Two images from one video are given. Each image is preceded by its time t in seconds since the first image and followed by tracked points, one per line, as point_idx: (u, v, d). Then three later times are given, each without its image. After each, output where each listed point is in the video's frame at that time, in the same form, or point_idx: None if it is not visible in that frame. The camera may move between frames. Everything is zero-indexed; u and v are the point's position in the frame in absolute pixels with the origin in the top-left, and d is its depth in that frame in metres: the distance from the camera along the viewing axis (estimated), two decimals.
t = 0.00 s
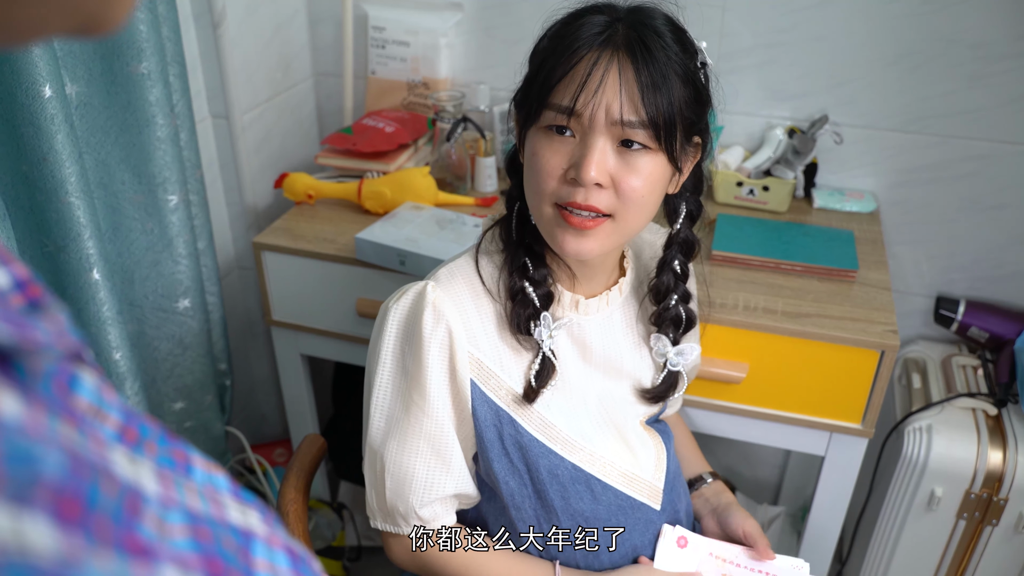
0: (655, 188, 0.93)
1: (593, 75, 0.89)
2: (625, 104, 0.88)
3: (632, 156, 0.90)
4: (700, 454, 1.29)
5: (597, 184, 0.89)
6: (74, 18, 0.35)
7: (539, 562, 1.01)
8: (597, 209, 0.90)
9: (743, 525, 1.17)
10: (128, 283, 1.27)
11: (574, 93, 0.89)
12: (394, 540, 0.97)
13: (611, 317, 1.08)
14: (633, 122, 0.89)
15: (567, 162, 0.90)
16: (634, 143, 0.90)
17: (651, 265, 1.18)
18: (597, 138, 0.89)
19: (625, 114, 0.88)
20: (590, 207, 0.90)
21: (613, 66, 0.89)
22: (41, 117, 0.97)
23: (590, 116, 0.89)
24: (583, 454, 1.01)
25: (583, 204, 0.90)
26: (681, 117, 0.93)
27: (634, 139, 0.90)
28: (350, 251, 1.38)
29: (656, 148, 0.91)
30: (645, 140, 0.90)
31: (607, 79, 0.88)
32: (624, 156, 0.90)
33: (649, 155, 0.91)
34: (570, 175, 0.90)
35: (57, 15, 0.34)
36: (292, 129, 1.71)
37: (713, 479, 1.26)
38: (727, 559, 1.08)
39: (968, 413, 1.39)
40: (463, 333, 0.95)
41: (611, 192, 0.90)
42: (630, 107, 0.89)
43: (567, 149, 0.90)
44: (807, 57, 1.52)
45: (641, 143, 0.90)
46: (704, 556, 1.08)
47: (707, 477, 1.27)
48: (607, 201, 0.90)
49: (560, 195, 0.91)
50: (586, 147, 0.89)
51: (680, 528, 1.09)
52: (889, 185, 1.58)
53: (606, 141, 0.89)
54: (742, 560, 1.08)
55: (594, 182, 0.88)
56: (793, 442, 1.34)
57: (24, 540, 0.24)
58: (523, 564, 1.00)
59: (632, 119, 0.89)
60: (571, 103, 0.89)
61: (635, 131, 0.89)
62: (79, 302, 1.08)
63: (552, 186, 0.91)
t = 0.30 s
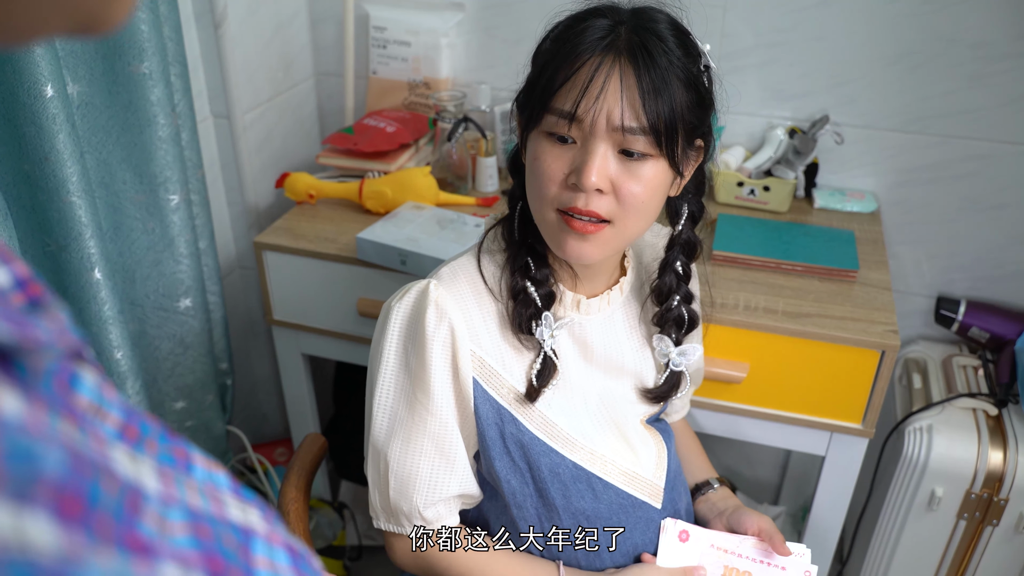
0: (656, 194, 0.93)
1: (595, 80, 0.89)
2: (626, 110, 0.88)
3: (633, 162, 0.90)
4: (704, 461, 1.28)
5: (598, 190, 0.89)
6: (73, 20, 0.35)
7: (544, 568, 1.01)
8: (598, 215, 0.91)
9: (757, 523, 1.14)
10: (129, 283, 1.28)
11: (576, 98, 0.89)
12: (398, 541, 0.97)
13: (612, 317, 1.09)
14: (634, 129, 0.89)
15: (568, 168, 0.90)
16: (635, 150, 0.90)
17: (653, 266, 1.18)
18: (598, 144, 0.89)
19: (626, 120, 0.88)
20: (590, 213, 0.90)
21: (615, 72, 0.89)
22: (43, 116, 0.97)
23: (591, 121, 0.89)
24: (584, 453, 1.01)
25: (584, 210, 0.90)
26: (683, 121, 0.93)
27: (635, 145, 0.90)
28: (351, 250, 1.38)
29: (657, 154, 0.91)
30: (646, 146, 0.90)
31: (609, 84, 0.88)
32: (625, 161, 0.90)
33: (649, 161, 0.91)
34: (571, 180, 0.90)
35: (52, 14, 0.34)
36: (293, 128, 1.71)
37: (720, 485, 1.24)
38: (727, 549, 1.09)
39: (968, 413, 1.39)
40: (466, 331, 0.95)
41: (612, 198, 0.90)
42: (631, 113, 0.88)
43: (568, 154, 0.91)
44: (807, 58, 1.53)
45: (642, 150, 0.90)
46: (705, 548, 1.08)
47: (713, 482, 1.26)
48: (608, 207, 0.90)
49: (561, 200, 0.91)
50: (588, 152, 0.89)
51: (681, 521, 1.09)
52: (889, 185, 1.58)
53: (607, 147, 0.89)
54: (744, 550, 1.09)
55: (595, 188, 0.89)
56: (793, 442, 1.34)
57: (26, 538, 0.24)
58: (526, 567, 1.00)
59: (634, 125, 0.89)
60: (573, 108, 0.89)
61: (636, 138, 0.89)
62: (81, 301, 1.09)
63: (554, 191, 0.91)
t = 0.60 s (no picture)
0: (657, 202, 0.94)
1: (596, 92, 0.88)
2: (627, 122, 0.88)
3: (635, 172, 0.90)
4: (705, 457, 1.28)
5: (601, 200, 0.89)
6: (79, 21, 0.35)
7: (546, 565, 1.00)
8: (599, 225, 0.91)
9: (759, 518, 1.14)
10: (132, 282, 1.28)
11: (577, 109, 0.89)
12: (403, 540, 0.98)
13: (615, 316, 1.09)
14: (634, 139, 0.89)
15: (570, 178, 0.90)
16: (635, 161, 0.90)
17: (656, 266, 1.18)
18: (600, 155, 0.89)
19: (627, 131, 0.88)
20: (592, 223, 0.91)
21: (615, 82, 0.88)
22: (47, 115, 0.98)
23: (592, 133, 0.88)
24: (586, 451, 1.01)
25: (586, 220, 0.91)
26: (684, 126, 0.93)
27: (636, 156, 0.90)
28: (354, 250, 1.38)
29: (658, 163, 0.91)
30: (647, 156, 0.90)
31: (609, 95, 0.88)
32: (626, 172, 0.90)
33: (651, 171, 0.91)
34: (574, 191, 0.90)
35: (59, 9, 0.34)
36: (296, 127, 1.71)
37: (719, 481, 1.25)
38: (727, 542, 1.10)
39: (970, 413, 1.39)
40: (471, 329, 0.95)
41: (613, 208, 0.91)
42: (631, 124, 0.88)
43: (570, 164, 0.90)
44: (809, 58, 1.53)
45: (643, 160, 0.90)
46: (706, 543, 1.08)
47: (713, 478, 1.26)
48: (609, 216, 0.91)
49: (564, 211, 0.92)
50: (589, 163, 0.89)
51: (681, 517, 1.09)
52: (891, 185, 1.58)
53: (609, 158, 0.90)
54: (743, 543, 1.10)
55: (597, 198, 0.89)
56: (795, 441, 1.34)
57: (43, 526, 0.25)
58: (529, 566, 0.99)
59: (634, 136, 0.89)
60: (574, 120, 0.89)
61: (637, 149, 0.89)
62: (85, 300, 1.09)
63: (556, 201, 0.92)
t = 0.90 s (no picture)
0: (656, 212, 0.95)
1: (597, 109, 0.88)
2: (625, 139, 0.88)
3: (635, 185, 0.91)
4: (705, 452, 1.28)
5: (601, 212, 0.90)
6: (89, 22, 0.36)
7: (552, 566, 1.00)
8: (600, 235, 0.92)
9: (759, 510, 1.15)
10: (136, 280, 1.28)
11: (578, 125, 0.89)
12: (408, 537, 0.98)
13: (618, 312, 1.09)
14: (633, 156, 0.89)
15: (571, 189, 0.91)
16: (634, 176, 0.90)
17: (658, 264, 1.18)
18: (599, 170, 0.89)
19: (626, 148, 0.89)
20: (593, 233, 0.92)
21: (615, 100, 0.88)
22: (53, 114, 0.98)
23: (592, 148, 0.89)
24: (588, 445, 1.02)
25: (586, 231, 0.92)
26: (684, 135, 0.93)
27: (634, 170, 0.90)
28: (356, 249, 1.39)
29: (658, 176, 0.92)
30: (646, 171, 0.90)
31: (609, 113, 0.88)
32: (626, 185, 0.91)
33: (650, 185, 0.91)
34: (574, 203, 0.91)
35: (61, 8, 0.35)
36: (299, 127, 1.72)
37: (719, 477, 1.25)
38: (728, 530, 1.10)
39: (971, 412, 1.40)
40: (477, 324, 0.96)
41: (613, 219, 0.92)
42: (631, 141, 0.88)
43: (571, 176, 0.91)
44: (811, 58, 1.53)
45: (643, 174, 0.91)
46: (707, 532, 1.09)
47: (713, 474, 1.26)
48: (609, 226, 0.92)
49: (564, 221, 0.92)
50: (590, 176, 0.89)
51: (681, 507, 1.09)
52: (893, 185, 1.58)
53: (609, 173, 0.90)
54: (744, 531, 1.10)
55: (597, 211, 0.90)
56: (796, 440, 1.34)
57: (67, 505, 0.25)
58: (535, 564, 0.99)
59: (633, 152, 0.89)
60: (575, 135, 0.89)
61: (636, 164, 0.90)
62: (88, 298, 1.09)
63: (557, 211, 0.93)
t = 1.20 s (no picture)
0: (660, 212, 0.95)
1: (603, 113, 0.88)
2: (631, 143, 0.88)
3: (639, 187, 0.91)
4: (705, 447, 1.28)
5: (607, 215, 0.91)
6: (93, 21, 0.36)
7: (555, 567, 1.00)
8: (606, 237, 0.92)
9: (761, 501, 1.16)
10: (138, 279, 1.28)
11: (584, 130, 0.89)
12: (412, 535, 0.98)
13: (618, 310, 1.10)
14: (639, 160, 0.89)
15: (577, 192, 0.91)
16: (640, 177, 0.91)
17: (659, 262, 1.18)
18: (605, 174, 0.90)
19: (632, 152, 0.89)
20: (599, 236, 0.92)
21: (621, 104, 0.88)
22: (56, 113, 0.98)
23: (599, 153, 0.89)
24: (586, 441, 1.02)
25: (593, 233, 0.92)
26: (688, 137, 0.93)
27: (640, 172, 0.90)
28: (358, 248, 1.39)
29: (663, 178, 0.92)
30: (652, 173, 0.91)
31: (616, 118, 0.88)
32: (631, 187, 0.91)
33: (655, 187, 0.92)
34: (580, 205, 0.91)
35: (62, 11, 0.35)
36: (301, 126, 1.72)
37: (718, 472, 1.25)
38: (727, 519, 1.10)
39: (972, 412, 1.40)
40: (480, 322, 0.96)
41: (618, 221, 0.92)
42: (636, 145, 0.89)
43: (576, 179, 0.91)
44: (813, 58, 1.53)
45: (648, 176, 0.91)
46: (706, 523, 1.08)
47: (712, 469, 1.27)
48: (614, 228, 0.92)
49: (569, 224, 0.93)
50: (595, 180, 0.90)
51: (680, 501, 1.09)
52: (894, 185, 1.58)
53: (614, 176, 0.90)
54: (743, 519, 1.10)
55: (603, 213, 0.90)
56: (797, 440, 1.34)
57: (71, 494, 0.25)
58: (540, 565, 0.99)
59: (639, 156, 0.89)
60: (581, 141, 0.89)
61: (641, 167, 0.90)
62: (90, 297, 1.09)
63: (562, 215, 0.93)
